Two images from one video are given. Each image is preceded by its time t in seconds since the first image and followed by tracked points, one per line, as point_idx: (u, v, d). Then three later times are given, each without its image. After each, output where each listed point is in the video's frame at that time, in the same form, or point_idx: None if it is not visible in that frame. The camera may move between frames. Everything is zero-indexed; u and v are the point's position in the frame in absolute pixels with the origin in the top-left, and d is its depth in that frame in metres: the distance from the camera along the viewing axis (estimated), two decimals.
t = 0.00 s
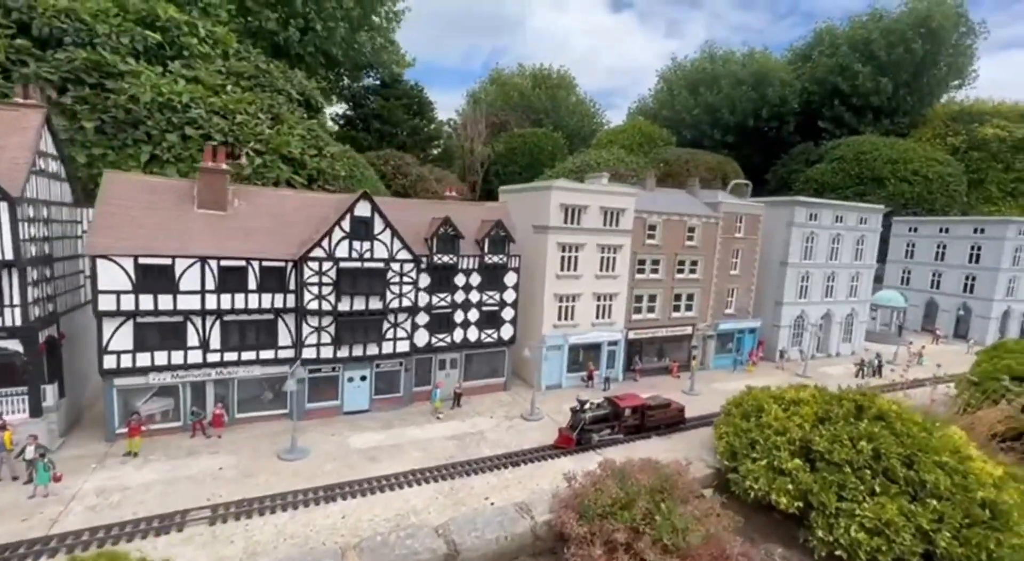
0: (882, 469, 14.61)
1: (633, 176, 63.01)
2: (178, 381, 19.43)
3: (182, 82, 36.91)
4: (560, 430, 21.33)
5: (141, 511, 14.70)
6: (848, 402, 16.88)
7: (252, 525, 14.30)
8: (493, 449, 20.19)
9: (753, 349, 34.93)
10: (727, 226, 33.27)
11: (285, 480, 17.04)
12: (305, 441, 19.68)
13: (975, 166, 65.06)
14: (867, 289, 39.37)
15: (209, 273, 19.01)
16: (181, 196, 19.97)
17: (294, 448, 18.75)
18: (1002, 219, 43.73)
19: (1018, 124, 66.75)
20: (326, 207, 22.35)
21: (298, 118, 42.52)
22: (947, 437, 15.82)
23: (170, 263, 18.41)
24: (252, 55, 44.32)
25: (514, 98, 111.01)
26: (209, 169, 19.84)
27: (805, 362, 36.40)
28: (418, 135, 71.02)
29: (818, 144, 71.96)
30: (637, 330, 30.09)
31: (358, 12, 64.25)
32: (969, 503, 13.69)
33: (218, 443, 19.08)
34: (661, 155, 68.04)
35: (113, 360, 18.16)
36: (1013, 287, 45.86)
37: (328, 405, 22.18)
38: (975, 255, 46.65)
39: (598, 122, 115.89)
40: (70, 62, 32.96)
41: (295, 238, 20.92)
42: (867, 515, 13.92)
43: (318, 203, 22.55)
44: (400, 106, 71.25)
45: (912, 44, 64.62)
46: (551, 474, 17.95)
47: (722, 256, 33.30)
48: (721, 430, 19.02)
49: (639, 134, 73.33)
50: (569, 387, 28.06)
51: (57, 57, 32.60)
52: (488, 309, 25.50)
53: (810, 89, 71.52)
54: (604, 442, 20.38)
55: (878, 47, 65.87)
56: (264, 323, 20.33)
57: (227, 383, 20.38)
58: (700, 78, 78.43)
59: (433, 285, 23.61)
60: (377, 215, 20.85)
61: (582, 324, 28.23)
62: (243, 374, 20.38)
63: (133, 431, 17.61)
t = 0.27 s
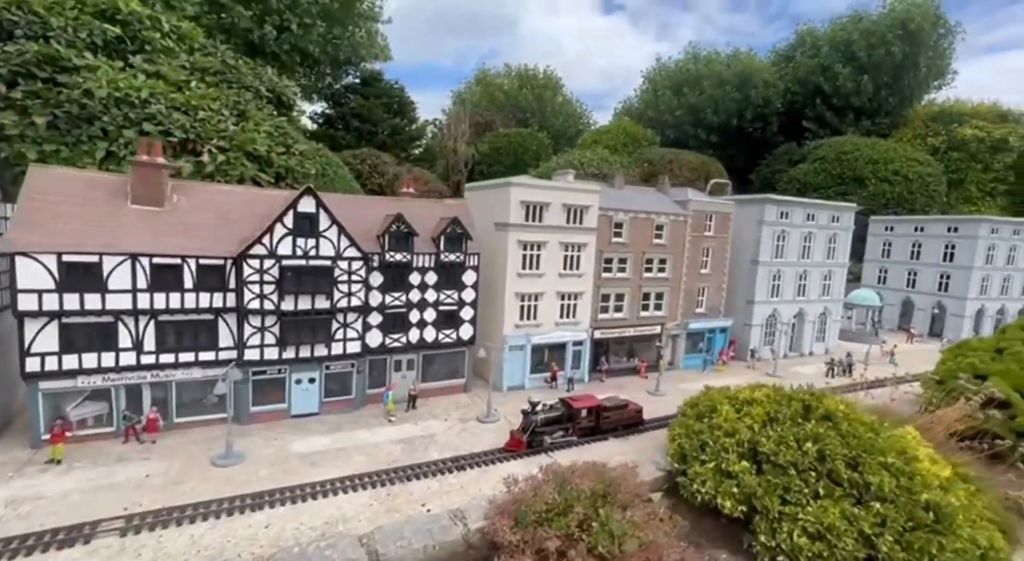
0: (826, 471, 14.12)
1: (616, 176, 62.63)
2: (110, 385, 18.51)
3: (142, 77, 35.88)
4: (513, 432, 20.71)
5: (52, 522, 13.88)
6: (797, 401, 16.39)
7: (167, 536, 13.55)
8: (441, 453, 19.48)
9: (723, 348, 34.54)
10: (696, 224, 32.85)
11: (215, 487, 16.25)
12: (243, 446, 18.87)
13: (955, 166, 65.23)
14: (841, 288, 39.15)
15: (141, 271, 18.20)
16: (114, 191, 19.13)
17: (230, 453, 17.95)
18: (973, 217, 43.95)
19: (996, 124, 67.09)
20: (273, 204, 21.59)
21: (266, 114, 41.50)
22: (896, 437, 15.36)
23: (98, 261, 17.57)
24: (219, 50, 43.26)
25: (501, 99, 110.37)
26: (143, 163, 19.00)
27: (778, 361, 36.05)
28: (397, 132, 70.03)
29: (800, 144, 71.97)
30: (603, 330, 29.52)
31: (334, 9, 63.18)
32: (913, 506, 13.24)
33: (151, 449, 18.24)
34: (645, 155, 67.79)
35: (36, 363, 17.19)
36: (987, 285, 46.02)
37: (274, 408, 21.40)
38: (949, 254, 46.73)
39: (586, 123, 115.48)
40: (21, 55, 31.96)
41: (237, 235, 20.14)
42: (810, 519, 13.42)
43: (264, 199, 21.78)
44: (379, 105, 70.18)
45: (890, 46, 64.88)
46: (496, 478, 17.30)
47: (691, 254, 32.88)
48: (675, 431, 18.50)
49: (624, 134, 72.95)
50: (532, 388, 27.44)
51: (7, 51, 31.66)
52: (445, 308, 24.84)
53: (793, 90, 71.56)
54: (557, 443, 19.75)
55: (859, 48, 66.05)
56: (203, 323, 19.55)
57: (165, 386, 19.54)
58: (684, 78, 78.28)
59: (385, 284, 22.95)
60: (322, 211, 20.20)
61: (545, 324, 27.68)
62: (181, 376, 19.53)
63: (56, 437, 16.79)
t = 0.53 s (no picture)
0: (757, 470, 13.82)
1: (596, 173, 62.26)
2: (30, 383, 17.59)
3: (95, 65, 34.77)
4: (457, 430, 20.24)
5: None
6: (735, 398, 16.07)
7: (69, 541, 12.87)
8: (379, 452, 18.89)
9: (688, 346, 34.35)
10: (660, 220, 32.56)
11: (133, 488, 15.51)
12: (172, 445, 18.14)
13: (929, 166, 65.68)
14: (808, 285, 39.17)
15: (62, 264, 17.38)
16: (37, 180, 18.25)
17: (155, 454, 17.19)
18: (941, 216, 44.46)
19: (971, 125, 67.69)
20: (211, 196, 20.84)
21: (229, 106, 40.32)
22: (831, 434, 15.08)
23: (13, 253, 16.69)
24: (180, 39, 42.01)
25: (485, 95, 109.40)
26: (67, 151, 18.13)
27: (743, 358, 35.92)
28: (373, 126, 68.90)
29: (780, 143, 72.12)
30: (563, 327, 29.11)
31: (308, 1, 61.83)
32: (841, 505, 12.99)
33: (74, 450, 17.45)
34: (625, 153, 67.54)
35: None
36: (953, 284, 46.50)
37: (212, 407, 20.66)
38: (917, 253, 47.13)
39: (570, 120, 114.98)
40: None
41: (170, 228, 19.38)
42: (737, 519, 13.11)
43: (203, 190, 21.02)
44: (356, 99, 68.65)
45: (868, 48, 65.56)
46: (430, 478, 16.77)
47: (655, 250, 32.63)
48: (618, 429, 18.11)
49: (606, 131, 72.51)
50: (488, 385, 26.97)
51: None
52: (396, 304, 24.27)
53: (774, 89, 71.68)
54: (501, 442, 19.30)
55: (838, 49, 66.55)
56: (133, 319, 18.77)
57: (91, 384, 18.71)
58: (666, 77, 78.13)
59: (331, 279, 22.35)
60: (259, 203, 19.54)
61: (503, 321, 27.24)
62: (109, 375, 18.70)
63: None
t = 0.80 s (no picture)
0: (694, 472, 13.25)
1: (576, 169, 61.58)
2: None
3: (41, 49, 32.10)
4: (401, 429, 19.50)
5: None
6: (679, 395, 15.40)
7: None
8: (316, 453, 18.07)
9: (656, 343, 33.91)
10: (628, 214, 32.01)
11: (39, 493, 14.52)
12: (92, 446, 17.16)
13: (907, 165, 65.85)
14: (778, 282, 38.90)
15: None
16: None
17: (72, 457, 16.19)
18: (912, 213, 44.64)
19: (948, 126, 68.06)
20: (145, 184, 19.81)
21: (191, 94, 37.53)
22: (775, 433, 14.47)
23: None
24: (140, 24, 39.25)
25: (471, 89, 108.00)
26: None
27: (712, 355, 35.56)
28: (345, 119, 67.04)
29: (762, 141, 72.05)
30: (524, 323, 28.45)
31: None
32: (777, 507, 12.52)
33: None
34: (607, 149, 66.92)
35: None
36: (924, 282, 46.68)
37: (145, 407, 19.66)
38: (890, 250, 47.23)
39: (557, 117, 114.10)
40: None
41: (95, 217, 18.33)
42: (671, 523, 12.56)
43: (136, 178, 19.97)
44: (331, 90, 66.49)
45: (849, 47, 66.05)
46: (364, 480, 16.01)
47: (623, 245, 32.10)
48: (564, 427, 17.43)
49: (589, 128, 71.77)
50: (446, 382, 26.27)
51: None
52: (347, 299, 23.39)
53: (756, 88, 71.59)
54: (446, 442, 18.60)
55: (820, 48, 66.85)
56: (53, 313, 17.73)
57: (10, 382, 17.65)
58: (650, 73, 77.77)
59: (275, 272, 21.45)
60: (190, 191, 18.60)
61: (462, 316, 26.54)
62: (27, 372, 17.64)
63: None
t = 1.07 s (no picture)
0: (634, 478, 12.25)
1: (558, 164, 60.32)
2: None
3: None
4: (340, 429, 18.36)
5: None
6: (626, 392, 14.30)
7: None
8: (244, 456, 16.84)
9: (627, 339, 33.03)
10: (598, 207, 31.00)
11: None
12: None
13: (889, 163, 65.55)
14: (753, 278, 38.21)
15: None
16: None
17: None
18: (889, 209, 44.28)
19: (930, 124, 67.88)
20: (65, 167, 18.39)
21: (148, 79, 33.72)
22: (724, 433, 13.48)
23: None
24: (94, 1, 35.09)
25: (456, 83, 106.05)
26: None
27: (685, 352, 34.77)
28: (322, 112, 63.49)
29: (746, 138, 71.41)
30: (487, 318, 27.37)
31: None
32: (719, 516, 11.56)
33: None
34: (591, 144, 65.69)
35: None
36: (900, 278, 46.35)
37: (65, 407, 18.30)
38: (867, 246, 46.81)
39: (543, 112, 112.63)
40: None
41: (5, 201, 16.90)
42: (605, 534, 11.55)
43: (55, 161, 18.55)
44: (307, 80, 63.14)
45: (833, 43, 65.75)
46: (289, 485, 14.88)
47: (593, 239, 31.13)
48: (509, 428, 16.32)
49: (573, 122, 70.40)
50: (401, 380, 25.13)
51: None
52: (293, 292, 22.16)
53: (741, 84, 70.90)
54: (387, 443, 17.49)
55: (805, 45, 66.32)
56: None
57: None
58: (637, 68, 76.75)
59: (210, 263, 20.17)
60: (109, 174, 17.29)
61: (419, 311, 25.45)
62: None
63: None
